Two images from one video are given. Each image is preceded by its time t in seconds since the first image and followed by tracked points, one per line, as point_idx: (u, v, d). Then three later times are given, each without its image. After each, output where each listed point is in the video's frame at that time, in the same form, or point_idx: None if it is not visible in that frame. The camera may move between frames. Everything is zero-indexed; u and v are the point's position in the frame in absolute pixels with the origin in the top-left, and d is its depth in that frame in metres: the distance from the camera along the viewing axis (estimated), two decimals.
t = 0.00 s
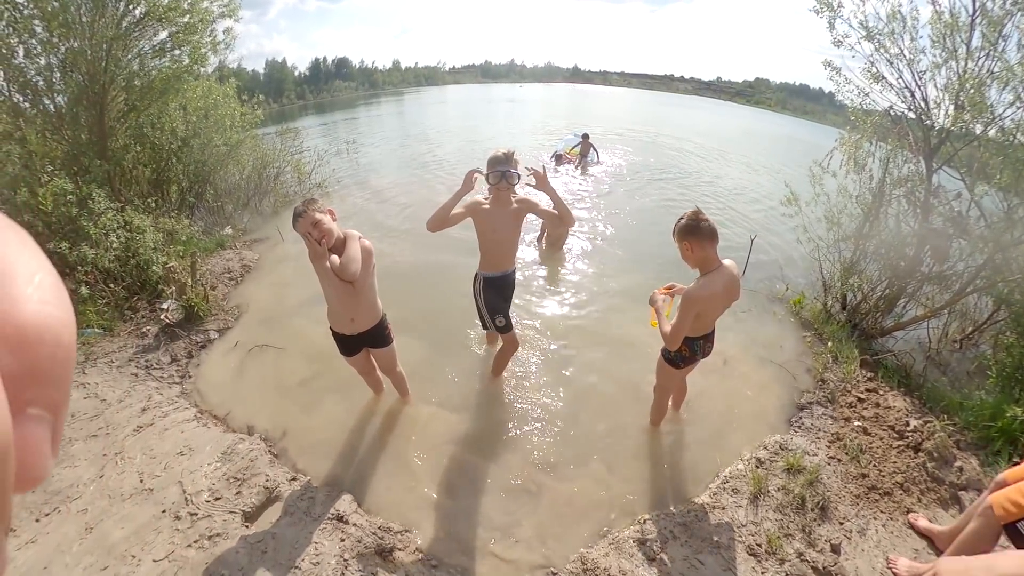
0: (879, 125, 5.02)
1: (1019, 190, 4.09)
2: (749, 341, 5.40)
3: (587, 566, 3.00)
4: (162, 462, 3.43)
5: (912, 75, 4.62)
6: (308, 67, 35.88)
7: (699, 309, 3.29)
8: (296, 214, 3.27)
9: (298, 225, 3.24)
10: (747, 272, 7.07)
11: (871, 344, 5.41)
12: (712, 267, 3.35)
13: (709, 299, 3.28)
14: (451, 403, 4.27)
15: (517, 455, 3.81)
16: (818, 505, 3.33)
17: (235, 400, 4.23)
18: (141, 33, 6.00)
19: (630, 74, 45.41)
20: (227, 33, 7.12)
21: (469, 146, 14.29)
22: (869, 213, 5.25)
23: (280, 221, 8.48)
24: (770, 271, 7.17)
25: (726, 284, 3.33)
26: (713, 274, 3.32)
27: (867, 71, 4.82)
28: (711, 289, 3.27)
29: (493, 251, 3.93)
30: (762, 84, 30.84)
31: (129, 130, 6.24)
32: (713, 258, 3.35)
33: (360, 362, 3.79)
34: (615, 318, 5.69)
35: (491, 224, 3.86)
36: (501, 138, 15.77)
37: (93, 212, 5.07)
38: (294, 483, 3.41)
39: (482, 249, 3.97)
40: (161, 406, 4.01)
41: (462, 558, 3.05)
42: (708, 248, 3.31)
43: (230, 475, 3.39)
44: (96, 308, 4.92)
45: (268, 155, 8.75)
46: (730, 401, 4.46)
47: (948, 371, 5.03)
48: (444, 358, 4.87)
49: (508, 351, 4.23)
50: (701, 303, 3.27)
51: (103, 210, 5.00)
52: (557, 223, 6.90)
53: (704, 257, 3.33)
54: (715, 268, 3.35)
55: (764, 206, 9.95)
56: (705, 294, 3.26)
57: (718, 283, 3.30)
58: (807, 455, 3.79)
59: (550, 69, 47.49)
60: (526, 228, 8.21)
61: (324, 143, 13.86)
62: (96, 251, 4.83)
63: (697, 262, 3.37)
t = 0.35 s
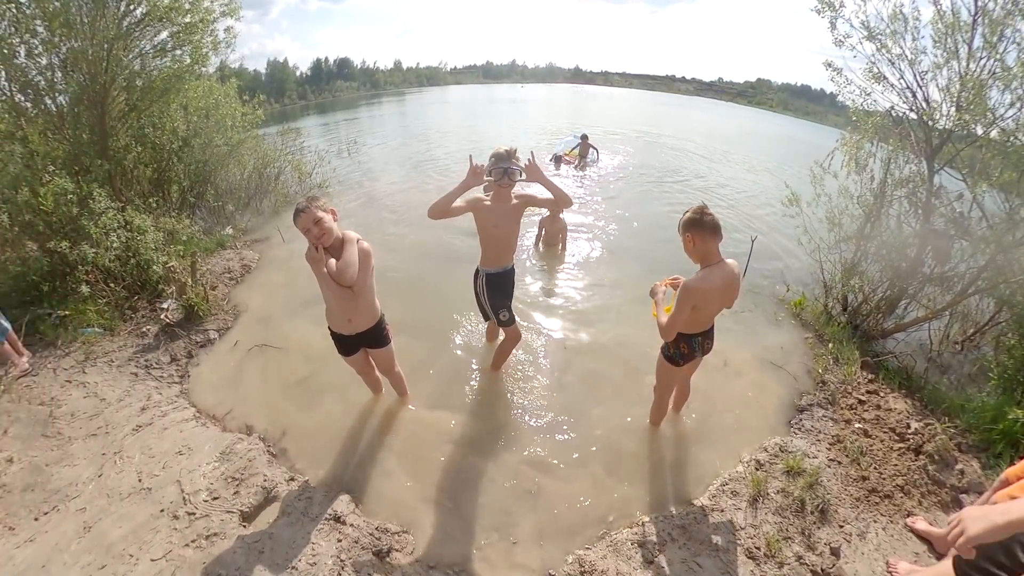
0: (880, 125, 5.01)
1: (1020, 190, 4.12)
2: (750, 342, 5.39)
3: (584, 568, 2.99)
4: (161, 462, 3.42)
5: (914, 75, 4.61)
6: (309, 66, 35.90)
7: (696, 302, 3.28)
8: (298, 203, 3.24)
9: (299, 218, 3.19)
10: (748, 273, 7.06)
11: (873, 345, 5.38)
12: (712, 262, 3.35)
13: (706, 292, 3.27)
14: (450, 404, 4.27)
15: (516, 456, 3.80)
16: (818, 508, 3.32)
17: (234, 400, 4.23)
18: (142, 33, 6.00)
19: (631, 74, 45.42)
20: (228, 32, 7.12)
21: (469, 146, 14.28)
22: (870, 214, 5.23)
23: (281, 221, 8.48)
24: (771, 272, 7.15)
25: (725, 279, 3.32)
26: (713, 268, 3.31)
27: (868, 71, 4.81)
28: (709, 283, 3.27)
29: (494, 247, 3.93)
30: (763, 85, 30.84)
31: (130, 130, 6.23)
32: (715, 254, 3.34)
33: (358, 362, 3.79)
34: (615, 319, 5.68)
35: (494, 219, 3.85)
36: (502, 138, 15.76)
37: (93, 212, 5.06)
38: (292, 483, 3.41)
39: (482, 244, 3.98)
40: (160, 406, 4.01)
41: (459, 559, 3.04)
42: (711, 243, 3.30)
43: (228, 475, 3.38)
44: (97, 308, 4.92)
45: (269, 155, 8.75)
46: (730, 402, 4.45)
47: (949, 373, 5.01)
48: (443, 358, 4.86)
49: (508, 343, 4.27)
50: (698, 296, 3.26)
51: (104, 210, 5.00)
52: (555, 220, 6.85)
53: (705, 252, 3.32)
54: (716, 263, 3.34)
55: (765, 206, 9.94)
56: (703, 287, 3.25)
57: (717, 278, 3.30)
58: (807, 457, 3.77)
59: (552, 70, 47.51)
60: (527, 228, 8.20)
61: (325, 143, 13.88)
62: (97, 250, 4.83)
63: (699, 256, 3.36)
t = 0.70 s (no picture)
0: (881, 125, 5.00)
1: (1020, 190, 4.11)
2: (750, 342, 5.39)
3: (583, 570, 2.98)
4: (158, 464, 3.41)
5: (914, 74, 4.60)
6: (308, 66, 35.90)
7: (694, 298, 3.28)
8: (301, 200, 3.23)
9: (300, 214, 3.18)
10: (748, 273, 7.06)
11: (871, 345, 5.42)
12: (716, 262, 3.33)
13: (706, 289, 3.27)
14: (450, 405, 4.25)
15: (515, 457, 3.79)
16: (818, 510, 3.31)
17: (232, 401, 4.22)
18: (140, 32, 5.99)
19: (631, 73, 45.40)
20: (225, 31, 7.09)
21: (469, 145, 14.28)
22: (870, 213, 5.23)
23: (279, 221, 8.47)
24: (771, 272, 7.15)
25: (727, 279, 3.31)
26: (716, 268, 3.30)
27: (868, 70, 4.80)
28: (709, 281, 3.26)
29: (497, 247, 3.93)
30: (763, 83, 30.90)
31: (128, 130, 6.17)
32: (718, 253, 3.33)
33: (358, 363, 3.78)
34: (615, 319, 5.68)
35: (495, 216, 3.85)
36: (501, 137, 15.75)
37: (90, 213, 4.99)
38: (289, 485, 3.40)
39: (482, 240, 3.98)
40: (158, 407, 4.00)
41: (458, 562, 3.03)
42: (714, 243, 3.29)
43: (226, 477, 3.38)
44: (94, 309, 4.91)
45: (268, 155, 8.73)
46: (731, 402, 4.45)
47: (948, 373, 5.01)
48: (442, 359, 4.85)
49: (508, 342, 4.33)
50: (697, 292, 3.26)
51: (102, 210, 4.98)
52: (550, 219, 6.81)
53: (708, 251, 3.32)
54: (719, 263, 3.33)
55: (765, 206, 9.94)
56: (703, 284, 3.25)
57: (718, 277, 3.29)
58: (807, 459, 3.77)
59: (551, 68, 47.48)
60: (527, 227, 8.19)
61: (324, 143, 13.87)
62: (95, 251, 4.82)
63: (702, 256, 3.35)
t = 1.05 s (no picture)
0: (882, 125, 4.99)
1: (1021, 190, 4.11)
2: (750, 341, 5.39)
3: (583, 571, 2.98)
4: (156, 466, 3.41)
5: (915, 72, 4.58)
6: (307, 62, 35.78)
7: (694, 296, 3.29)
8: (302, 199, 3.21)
9: (302, 214, 3.16)
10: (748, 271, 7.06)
11: (871, 345, 5.44)
12: (722, 263, 3.31)
13: (708, 290, 3.26)
14: (450, 405, 4.25)
15: (516, 458, 3.78)
16: (819, 511, 3.31)
17: (231, 401, 4.21)
18: (136, 29, 5.95)
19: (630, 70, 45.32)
20: (221, 27, 7.04)
21: (467, 143, 14.25)
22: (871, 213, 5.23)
23: (278, 219, 8.46)
24: (771, 270, 7.15)
25: (731, 281, 3.29)
26: (722, 270, 3.28)
27: (869, 68, 4.79)
28: (713, 283, 3.25)
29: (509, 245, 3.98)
30: (762, 80, 30.87)
31: (125, 128, 6.15)
32: (723, 256, 3.31)
33: (358, 363, 3.78)
34: (615, 318, 5.67)
35: (499, 216, 3.84)
36: (500, 134, 15.71)
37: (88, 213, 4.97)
38: (288, 487, 3.39)
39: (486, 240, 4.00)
40: (156, 408, 3.99)
41: (458, 563, 3.02)
42: (719, 245, 3.27)
43: (224, 479, 3.37)
44: (92, 309, 4.89)
45: (265, 153, 8.70)
46: (731, 401, 4.45)
47: (948, 372, 5.02)
48: (442, 358, 4.85)
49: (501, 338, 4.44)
50: (698, 291, 3.27)
51: (98, 210, 4.96)
52: (551, 220, 7.04)
53: (712, 254, 3.30)
54: (726, 265, 3.31)
55: (764, 203, 9.94)
56: (705, 284, 3.25)
57: (723, 279, 3.27)
58: (807, 459, 3.77)
59: (550, 65, 47.36)
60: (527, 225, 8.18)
61: (322, 140, 13.83)
62: (92, 252, 4.81)
63: (707, 259, 3.34)
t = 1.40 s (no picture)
0: (885, 121, 4.97)
1: None
2: (752, 337, 5.38)
3: (584, 570, 2.97)
4: (154, 464, 3.40)
5: (918, 68, 4.56)
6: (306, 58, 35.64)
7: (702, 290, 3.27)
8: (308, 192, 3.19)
9: (315, 205, 3.12)
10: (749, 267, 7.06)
11: (873, 341, 5.44)
12: (726, 258, 3.30)
13: (713, 284, 3.24)
14: (451, 402, 4.24)
15: (517, 455, 3.77)
16: (821, 510, 3.31)
17: (231, 398, 4.20)
18: (133, 25, 5.90)
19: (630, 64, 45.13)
20: (220, 22, 6.99)
21: (467, 138, 14.20)
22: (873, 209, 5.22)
23: (277, 215, 8.44)
24: (772, 266, 7.14)
25: (736, 276, 3.26)
26: (726, 264, 3.27)
27: (872, 63, 4.77)
28: (718, 278, 3.23)
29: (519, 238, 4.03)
30: (763, 76, 30.81)
31: (122, 124, 6.13)
32: (727, 251, 3.30)
33: (359, 362, 3.77)
34: (616, 314, 5.66)
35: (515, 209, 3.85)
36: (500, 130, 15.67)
37: (84, 210, 4.99)
38: (287, 485, 3.38)
39: (492, 231, 4.04)
40: (155, 406, 3.98)
41: (458, 562, 3.01)
42: (723, 239, 3.27)
43: (222, 477, 3.36)
44: (90, 306, 4.88)
45: (264, 148, 8.67)
46: (733, 398, 4.44)
47: (949, 369, 5.02)
48: (444, 355, 4.83)
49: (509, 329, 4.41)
50: (704, 285, 3.25)
51: (95, 208, 4.94)
52: (556, 216, 7.20)
53: (716, 249, 3.30)
54: (730, 259, 3.29)
55: (765, 199, 9.93)
56: (711, 279, 3.23)
57: (727, 274, 3.25)
58: (809, 457, 3.77)
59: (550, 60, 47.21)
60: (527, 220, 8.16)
61: (322, 136, 13.78)
62: (89, 249, 4.78)
63: (711, 254, 3.33)
